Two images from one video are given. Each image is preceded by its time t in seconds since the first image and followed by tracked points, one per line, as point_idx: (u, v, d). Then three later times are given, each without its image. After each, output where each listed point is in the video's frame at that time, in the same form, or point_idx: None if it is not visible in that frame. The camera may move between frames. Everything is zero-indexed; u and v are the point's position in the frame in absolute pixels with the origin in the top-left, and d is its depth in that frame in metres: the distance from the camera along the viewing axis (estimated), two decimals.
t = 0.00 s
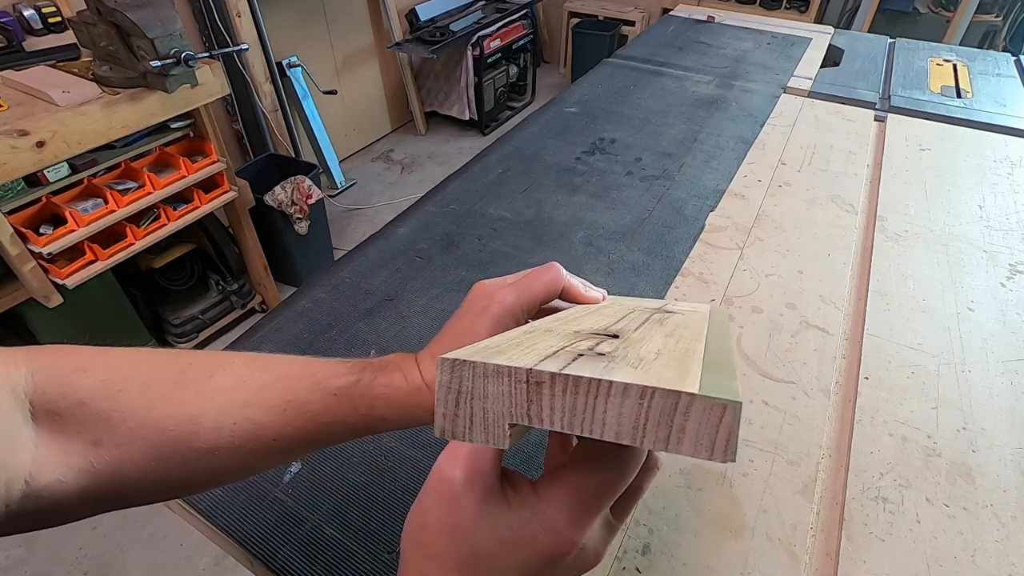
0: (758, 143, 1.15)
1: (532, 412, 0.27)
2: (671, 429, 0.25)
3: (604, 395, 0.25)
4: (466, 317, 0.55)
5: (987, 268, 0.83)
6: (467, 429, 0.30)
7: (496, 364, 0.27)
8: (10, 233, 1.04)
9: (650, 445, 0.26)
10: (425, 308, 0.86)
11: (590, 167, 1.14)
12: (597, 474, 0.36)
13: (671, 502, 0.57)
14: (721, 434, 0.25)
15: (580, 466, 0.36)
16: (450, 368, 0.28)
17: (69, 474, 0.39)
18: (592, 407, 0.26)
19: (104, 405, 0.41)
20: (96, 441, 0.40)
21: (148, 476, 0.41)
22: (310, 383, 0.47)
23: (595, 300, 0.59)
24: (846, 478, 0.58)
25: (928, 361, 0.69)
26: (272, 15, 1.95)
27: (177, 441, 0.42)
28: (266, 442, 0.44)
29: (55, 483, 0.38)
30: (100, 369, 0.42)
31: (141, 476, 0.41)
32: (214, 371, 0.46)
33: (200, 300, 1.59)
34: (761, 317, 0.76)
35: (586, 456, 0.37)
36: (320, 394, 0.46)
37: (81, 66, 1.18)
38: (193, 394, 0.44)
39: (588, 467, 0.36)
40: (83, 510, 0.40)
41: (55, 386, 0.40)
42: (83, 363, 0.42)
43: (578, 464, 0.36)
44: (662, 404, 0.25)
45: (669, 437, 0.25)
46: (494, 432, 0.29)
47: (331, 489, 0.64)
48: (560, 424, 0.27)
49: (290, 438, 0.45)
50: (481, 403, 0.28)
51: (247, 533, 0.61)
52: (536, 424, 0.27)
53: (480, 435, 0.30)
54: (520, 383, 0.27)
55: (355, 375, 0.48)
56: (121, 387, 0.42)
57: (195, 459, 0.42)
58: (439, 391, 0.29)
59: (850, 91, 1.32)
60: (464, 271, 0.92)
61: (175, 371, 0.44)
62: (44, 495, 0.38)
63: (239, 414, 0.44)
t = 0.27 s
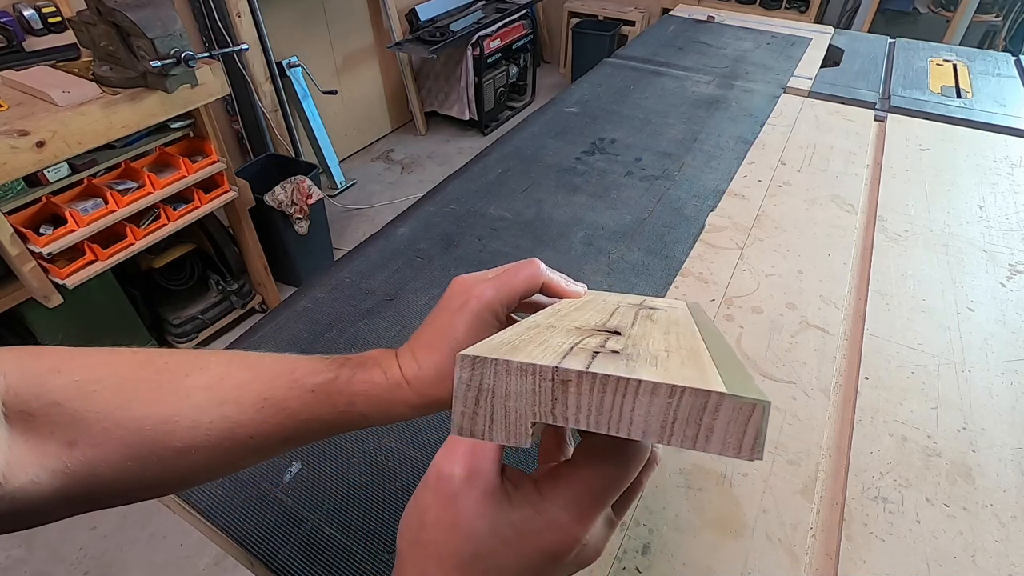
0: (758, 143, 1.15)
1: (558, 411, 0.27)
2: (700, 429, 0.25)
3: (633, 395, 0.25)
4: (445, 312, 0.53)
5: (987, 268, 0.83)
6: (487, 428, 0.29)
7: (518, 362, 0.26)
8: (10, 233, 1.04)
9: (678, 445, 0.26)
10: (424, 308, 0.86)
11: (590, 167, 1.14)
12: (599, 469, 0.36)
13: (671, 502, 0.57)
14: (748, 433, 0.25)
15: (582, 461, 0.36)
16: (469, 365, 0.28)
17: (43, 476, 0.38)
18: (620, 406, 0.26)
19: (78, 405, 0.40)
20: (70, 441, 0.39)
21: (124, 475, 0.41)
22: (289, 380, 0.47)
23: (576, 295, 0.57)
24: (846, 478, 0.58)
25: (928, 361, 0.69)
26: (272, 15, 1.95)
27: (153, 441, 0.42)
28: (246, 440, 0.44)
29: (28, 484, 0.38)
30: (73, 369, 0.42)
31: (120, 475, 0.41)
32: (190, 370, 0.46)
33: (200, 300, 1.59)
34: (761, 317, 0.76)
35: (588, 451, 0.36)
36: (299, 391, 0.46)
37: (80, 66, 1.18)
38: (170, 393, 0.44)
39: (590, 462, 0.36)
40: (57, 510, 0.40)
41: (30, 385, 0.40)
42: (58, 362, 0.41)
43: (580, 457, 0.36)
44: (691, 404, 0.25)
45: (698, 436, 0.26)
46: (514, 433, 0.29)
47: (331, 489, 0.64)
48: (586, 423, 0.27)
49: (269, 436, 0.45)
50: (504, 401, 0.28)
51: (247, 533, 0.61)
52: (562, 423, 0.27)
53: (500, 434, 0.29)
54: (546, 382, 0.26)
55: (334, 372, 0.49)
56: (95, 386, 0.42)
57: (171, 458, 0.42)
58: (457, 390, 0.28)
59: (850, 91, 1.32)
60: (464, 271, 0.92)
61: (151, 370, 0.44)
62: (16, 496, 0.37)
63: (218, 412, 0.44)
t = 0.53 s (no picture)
0: (759, 143, 1.15)
1: (580, 392, 0.27)
2: (724, 410, 0.26)
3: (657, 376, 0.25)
4: (430, 310, 0.53)
5: (987, 268, 0.83)
6: (506, 412, 0.30)
7: (540, 343, 0.27)
8: (10, 233, 1.04)
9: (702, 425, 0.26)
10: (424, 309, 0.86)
11: (590, 167, 1.14)
12: (609, 462, 0.36)
13: (671, 502, 0.57)
14: (772, 413, 0.26)
15: (589, 453, 0.37)
16: (488, 347, 0.28)
17: (18, 474, 0.41)
18: (644, 388, 0.26)
19: (56, 404, 0.43)
20: (46, 441, 0.42)
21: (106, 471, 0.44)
22: (270, 380, 0.49)
23: (565, 298, 0.54)
24: (846, 478, 0.58)
25: (928, 361, 0.69)
26: (272, 15, 1.95)
27: (130, 440, 0.44)
28: (226, 439, 0.46)
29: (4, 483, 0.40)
30: (51, 369, 0.44)
31: (97, 472, 0.43)
32: (168, 369, 0.48)
33: (199, 300, 1.59)
34: (761, 317, 0.76)
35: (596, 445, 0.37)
36: (279, 390, 0.49)
37: (80, 66, 1.18)
38: (147, 393, 0.46)
39: (599, 455, 0.36)
40: (34, 508, 0.42)
41: (8, 385, 0.42)
42: (37, 363, 0.44)
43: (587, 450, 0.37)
44: (716, 384, 0.25)
45: (722, 417, 0.26)
46: (533, 415, 0.29)
47: (331, 489, 0.64)
48: (608, 405, 0.27)
49: (248, 435, 0.47)
50: (524, 383, 0.28)
51: (247, 533, 0.61)
52: (584, 405, 0.27)
53: (519, 418, 0.30)
54: (569, 364, 0.27)
55: (315, 371, 0.52)
56: (73, 385, 0.44)
57: (148, 455, 0.44)
58: (475, 371, 0.29)
59: (850, 91, 1.32)
60: (463, 271, 0.92)
61: (129, 370, 0.47)
62: None
63: (195, 412, 0.46)
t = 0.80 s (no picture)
0: (758, 143, 1.15)
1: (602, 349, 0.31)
2: (742, 360, 0.30)
3: (672, 327, 0.30)
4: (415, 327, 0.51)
5: (987, 268, 0.83)
6: (526, 376, 0.33)
7: (558, 306, 0.33)
8: (10, 233, 1.04)
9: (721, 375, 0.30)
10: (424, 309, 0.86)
11: (590, 167, 1.14)
12: (613, 458, 0.37)
13: (671, 502, 0.57)
14: (788, 361, 0.29)
15: (592, 450, 0.37)
16: (506, 312, 0.33)
17: None
18: (664, 342, 0.30)
19: (33, 416, 0.44)
20: (23, 453, 0.43)
21: (90, 479, 0.45)
22: (252, 396, 0.49)
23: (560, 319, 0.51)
24: (846, 478, 0.58)
25: (928, 361, 0.69)
26: (272, 15, 1.95)
27: (106, 454, 0.45)
28: (204, 453, 0.47)
29: None
30: (31, 381, 0.45)
31: (73, 485, 0.45)
32: (149, 383, 0.48)
33: (199, 300, 1.59)
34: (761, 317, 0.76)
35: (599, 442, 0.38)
36: (260, 407, 0.49)
37: (80, 66, 1.18)
38: (127, 406, 0.47)
39: (605, 450, 0.37)
40: (10, 518, 0.44)
41: None
42: (18, 375, 0.45)
43: (590, 447, 0.38)
44: (734, 335, 0.29)
45: (738, 364, 0.30)
46: (554, 379, 0.33)
47: (331, 489, 0.64)
48: (632, 360, 0.30)
49: (228, 449, 0.48)
50: (545, 345, 0.33)
51: (247, 533, 0.61)
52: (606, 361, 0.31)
53: (540, 381, 0.33)
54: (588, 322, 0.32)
55: (298, 389, 0.51)
56: (50, 396, 0.45)
57: (126, 469, 0.46)
58: (495, 336, 0.33)
59: (850, 91, 1.32)
60: (463, 271, 0.92)
61: (112, 381, 0.47)
62: None
63: (173, 427, 0.47)
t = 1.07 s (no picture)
0: (758, 143, 1.15)
1: (612, 311, 0.29)
2: (748, 318, 0.28)
3: (683, 284, 0.29)
4: (408, 356, 0.55)
5: (987, 268, 0.83)
6: (537, 342, 0.29)
7: (570, 272, 0.31)
8: (10, 234, 1.04)
9: (731, 334, 0.28)
10: (424, 309, 0.86)
11: (590, 167, 1.14)
12: (613, 461, 0.36)
13: (671, 502, 0.57)
14: (793, 318, 0.28)
15: (592, 453, 0.36)
16: (517, 278, 0.32)
17: None
18: (672, 301, 0.29)
19: (14, 433, 0.43)
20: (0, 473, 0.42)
21: (75, 497, 0.45)
22: (238, 419, 0.50)
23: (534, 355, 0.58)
24: (846, 478, 0.58)
25: (928, 361, 0.69)
26: (273, 15, 1.95)
27: (86, 475, 0.45)
28: (184, 478, 0.47)
29: None
30: (10, 399, 0.44)
31: (53, 505, 0.45)
32: (135, 403, 0.48)
33: (200, 300, 1.59)
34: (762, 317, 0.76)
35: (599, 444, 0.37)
36: (245, 430, 0.50)
37: (80, 66, 1.18)
38: (111, 426, 0.46)
39: (603, 452, 0.36)
40: None
41: None
42: None
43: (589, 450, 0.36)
44: (737, 295, 0.29)
45: (749, 323, 0.28)
46: (565, 345, 0.29)
47: (331, 489, 0.64)
48: (641, 322, 0.29)
49: (207, 475, 0.48)
50: (554, 309, 0.30)
51: (247, 532, 0.61)
52: (617, 323, 0.29)
53: (552, 344, 0.29)
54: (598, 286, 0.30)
55: (285, 414, 0.52)
56: (33, 415, 0.44)
57: (106, 492, 0.45)
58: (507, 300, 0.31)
59: (851, 91, 1.32)
60: (463, 271, 0.92)
61: (95, 401, 0.47)
62: None
63: (157, 448, 0.46)
